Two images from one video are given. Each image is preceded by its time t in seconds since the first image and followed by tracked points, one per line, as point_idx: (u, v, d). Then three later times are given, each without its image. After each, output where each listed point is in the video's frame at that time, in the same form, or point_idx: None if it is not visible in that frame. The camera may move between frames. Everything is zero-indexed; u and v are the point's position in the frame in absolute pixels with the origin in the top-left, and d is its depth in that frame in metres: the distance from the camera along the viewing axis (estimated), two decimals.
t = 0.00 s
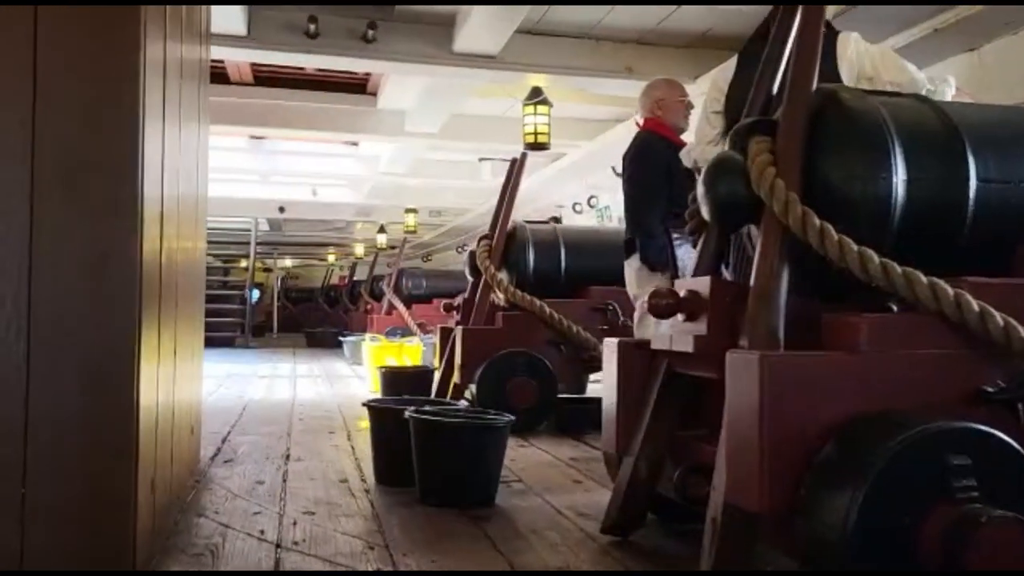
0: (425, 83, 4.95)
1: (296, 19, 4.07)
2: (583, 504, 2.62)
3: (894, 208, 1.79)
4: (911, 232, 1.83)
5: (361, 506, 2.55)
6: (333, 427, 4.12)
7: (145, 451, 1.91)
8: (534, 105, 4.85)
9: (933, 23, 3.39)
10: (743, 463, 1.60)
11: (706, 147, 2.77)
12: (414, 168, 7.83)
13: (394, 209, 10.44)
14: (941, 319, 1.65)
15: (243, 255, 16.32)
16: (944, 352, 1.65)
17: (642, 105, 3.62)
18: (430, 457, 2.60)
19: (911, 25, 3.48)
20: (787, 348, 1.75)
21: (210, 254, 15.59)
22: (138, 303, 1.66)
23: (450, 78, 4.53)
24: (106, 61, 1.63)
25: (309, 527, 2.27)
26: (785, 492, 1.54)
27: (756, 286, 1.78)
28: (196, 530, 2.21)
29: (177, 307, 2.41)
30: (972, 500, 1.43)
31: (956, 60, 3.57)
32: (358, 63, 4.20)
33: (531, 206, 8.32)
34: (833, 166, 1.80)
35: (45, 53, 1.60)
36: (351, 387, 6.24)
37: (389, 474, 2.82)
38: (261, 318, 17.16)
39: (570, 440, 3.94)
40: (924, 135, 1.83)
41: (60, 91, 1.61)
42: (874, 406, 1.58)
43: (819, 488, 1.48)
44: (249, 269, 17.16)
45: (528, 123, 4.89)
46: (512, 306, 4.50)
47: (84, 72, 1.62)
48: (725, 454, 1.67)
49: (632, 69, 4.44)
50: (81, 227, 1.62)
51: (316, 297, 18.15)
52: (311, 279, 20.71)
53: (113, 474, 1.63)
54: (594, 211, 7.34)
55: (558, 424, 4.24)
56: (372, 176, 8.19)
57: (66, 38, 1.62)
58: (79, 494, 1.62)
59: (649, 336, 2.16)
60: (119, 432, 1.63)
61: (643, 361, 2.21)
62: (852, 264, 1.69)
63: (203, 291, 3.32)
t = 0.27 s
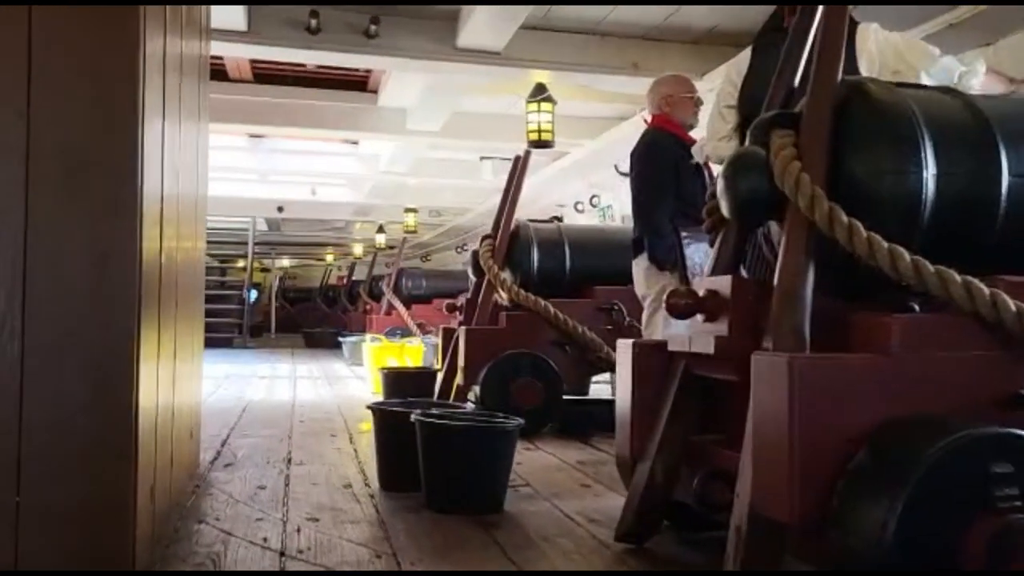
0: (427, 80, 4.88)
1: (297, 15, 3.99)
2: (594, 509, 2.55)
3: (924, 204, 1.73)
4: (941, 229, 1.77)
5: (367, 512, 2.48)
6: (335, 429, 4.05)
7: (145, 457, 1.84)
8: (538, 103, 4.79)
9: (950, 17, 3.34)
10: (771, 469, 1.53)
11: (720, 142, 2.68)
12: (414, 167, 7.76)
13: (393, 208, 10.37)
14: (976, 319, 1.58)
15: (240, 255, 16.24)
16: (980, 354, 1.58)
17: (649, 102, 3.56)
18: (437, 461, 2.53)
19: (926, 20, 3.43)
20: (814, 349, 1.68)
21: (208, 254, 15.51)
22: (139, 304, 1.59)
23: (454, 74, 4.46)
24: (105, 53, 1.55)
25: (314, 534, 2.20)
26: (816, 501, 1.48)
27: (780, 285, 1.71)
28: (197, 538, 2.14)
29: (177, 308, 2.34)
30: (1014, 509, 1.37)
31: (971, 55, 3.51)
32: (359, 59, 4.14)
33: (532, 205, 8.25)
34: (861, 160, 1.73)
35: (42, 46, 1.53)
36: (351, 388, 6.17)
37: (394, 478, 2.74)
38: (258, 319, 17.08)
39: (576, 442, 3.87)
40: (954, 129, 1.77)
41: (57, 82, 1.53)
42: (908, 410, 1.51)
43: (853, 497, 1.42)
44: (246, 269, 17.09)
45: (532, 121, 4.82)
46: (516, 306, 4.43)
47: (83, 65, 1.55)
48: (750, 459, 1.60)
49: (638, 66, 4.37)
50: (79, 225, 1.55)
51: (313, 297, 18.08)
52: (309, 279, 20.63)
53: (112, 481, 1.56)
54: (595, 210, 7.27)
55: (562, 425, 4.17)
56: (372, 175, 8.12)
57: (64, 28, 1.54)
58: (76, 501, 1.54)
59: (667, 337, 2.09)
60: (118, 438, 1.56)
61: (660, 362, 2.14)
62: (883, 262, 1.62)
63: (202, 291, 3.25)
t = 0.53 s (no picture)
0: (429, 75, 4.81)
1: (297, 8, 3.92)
2: (604, 515, 2.48)
3: (955, 201, 1.66)
4: (971, 226, 1.70)
5: (371, 518, 2.40)
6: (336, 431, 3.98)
7: (142, 461, 1.77)
8: (542, 100, 4.69)
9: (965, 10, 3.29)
10: (799, 476, 1.45)
11: (734, 136, 2.68)
12: (415, 165, 7.69)
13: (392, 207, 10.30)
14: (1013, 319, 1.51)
15: (238, 254, 16.17)
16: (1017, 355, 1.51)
17: (658, 97, 3.48)
18: (442, 466, 2.45)
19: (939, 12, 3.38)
20: (842, 351, 1.60)
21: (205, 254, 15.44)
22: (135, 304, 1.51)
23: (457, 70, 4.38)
24: (102, 43, 1.48)
25: (316, 542, 2.12)
26: (846, 511, 1.41)
27: (805, 283, 1.64)
28: (195, 546, 2.05)
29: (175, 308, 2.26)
30: None
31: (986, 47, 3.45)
32: (361, 54, 4.06)
33: (533, 204, 8.18)
34: (889, 154, 1.66)
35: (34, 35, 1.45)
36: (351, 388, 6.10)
37: (397, 483, 2.67)
38: (256, 318, 17.01)
39: (581, 444, 3.79)
40: (987, 121, 1.69)
41: (52, 70, 1.46)
42: (944, 416, 1.44)
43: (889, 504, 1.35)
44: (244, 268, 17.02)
45: (535, 117, 4.75)
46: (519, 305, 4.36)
47: (79, 56, 1.47)
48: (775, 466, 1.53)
49: (644, 61, 4.30)
50: (75, 224, 1.47)
51: (312, 297, 18.01)
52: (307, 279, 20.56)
53: (103, 487, 1.49)
54: (597, 209, 7.21)
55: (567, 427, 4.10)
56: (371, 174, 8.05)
57: (56, 18, 1.47)
58: (68, 510, 1.46)
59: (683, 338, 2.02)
60: (113, 444, 1.48)
61: (675, 364, 2.06)
62: (916, 260, 1.56)
63: (200, 290, 3.17)
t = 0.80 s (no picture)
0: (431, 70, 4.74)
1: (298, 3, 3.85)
2: (615, 520, 2.41)
3: (990, 194, 1.59)
4: (1005, 221, 1.63)
5: (375, 523, 2.33)
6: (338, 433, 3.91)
7: (140, 465, 1.70)
8: (546, 96, 4.63)
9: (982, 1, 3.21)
10: (829, 482, 1.38)
11: (751, 131, 2.65)
12: (416, 165, 7.62)
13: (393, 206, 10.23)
14: None
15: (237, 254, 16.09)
16: None
17: (668, 93, 3.41)
18: (449, 469, 2.38)
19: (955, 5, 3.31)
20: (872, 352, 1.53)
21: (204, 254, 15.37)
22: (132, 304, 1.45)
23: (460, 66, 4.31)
24: (97, 38, 1.43)
25: (319, 549, 2.05)
26: (881, 520, 1.34)
27: (831, 281, 1.57)
28: (194, 553, 1.99)
29: (173, 308, 2.19)
30: None
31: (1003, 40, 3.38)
32: (363, 49, 3.99)
33: (535, 202, 8.11)
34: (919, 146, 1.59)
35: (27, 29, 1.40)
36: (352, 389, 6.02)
37: (402, 487, 2.60)
38: (255, 319, 16.94)
39: (587, 446, 3.72)
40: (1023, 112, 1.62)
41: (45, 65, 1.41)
42: (983, 420, 1.37)
43: (929, 514, 1.28)
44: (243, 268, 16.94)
45: (539, 114, 4.68)
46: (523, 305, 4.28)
47: (73, 50, 1.42)
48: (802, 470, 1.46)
49: (651, 56, 4.24)
50: (69, 218, 1.42)
51: (311, 297, 17.93)
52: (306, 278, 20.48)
53: (100, 491, 1.42)
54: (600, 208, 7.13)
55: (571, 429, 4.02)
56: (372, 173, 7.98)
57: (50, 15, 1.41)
58: (61, 515, 1.41)
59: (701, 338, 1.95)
60: (108, 448, 1.43)
61: (691, 365, 1.99)
62: (950, 257, 1.50)
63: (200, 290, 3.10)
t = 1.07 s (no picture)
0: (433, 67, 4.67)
1: None
2: (627, 525, 2.34)
3: None
4: None
5: (381, 529, 2.26)
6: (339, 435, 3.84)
7: (139, 471, 1.63)
8: (550, 93, 4.56)
9: None
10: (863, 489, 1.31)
11: (766, 126, 2.60)
12: (416, 163, 7.55)
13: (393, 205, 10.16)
14: None
15: (235, 253, 16.02)
16: None
17: (678, 87, 3.35)
18: (456, 474, 2.31)
19: None
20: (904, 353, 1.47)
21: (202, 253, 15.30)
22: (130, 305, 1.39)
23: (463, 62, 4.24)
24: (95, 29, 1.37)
25: (324, 557, 1.98)
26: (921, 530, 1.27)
27: (859, 278, 1.50)
28: (193, 561, 1.92)
29: (172, 309, 2.12)
30: None
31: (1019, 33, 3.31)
32: (365, 44, 3.92)
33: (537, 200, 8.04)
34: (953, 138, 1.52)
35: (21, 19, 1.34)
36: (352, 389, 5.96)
37: (407, 491, 2.53)
38: (254, 318, 16.89)
39: (594, 448, 3.66)
40: None
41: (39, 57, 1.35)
42: None
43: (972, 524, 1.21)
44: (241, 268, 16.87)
45: (543, 111, 4.61)
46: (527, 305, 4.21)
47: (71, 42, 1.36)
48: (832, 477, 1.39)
49: (657, 51, 4.17)
50: (67, 216, 1.36)
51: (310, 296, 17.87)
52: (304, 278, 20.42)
53: (96, 500, 1.36)
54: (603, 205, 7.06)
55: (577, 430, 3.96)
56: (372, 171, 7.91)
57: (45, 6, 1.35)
58: (59, 523, 1.35)
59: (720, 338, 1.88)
60: (107, 451, 1.37)
61: (709, 367, 1.92)
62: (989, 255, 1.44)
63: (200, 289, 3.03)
